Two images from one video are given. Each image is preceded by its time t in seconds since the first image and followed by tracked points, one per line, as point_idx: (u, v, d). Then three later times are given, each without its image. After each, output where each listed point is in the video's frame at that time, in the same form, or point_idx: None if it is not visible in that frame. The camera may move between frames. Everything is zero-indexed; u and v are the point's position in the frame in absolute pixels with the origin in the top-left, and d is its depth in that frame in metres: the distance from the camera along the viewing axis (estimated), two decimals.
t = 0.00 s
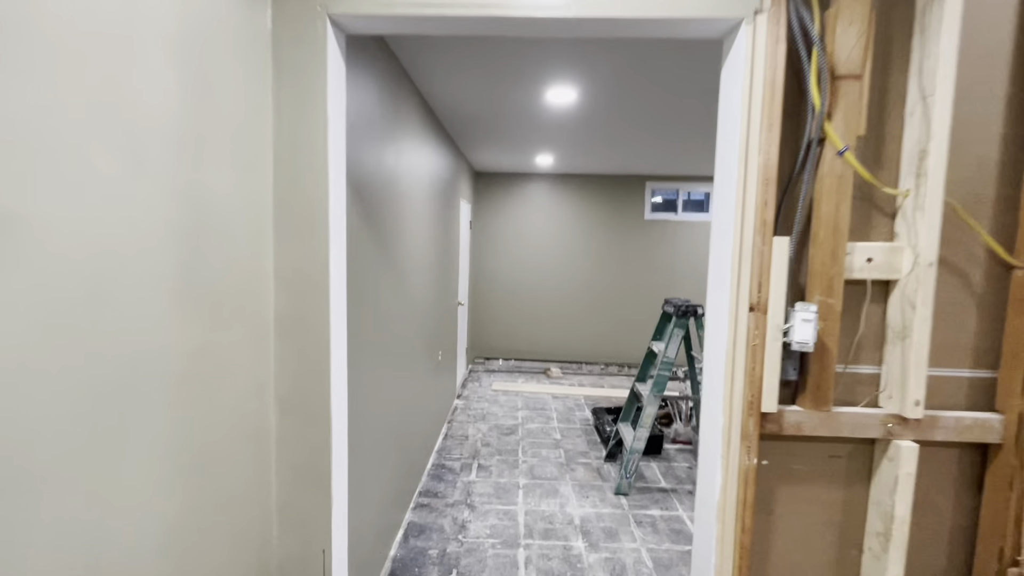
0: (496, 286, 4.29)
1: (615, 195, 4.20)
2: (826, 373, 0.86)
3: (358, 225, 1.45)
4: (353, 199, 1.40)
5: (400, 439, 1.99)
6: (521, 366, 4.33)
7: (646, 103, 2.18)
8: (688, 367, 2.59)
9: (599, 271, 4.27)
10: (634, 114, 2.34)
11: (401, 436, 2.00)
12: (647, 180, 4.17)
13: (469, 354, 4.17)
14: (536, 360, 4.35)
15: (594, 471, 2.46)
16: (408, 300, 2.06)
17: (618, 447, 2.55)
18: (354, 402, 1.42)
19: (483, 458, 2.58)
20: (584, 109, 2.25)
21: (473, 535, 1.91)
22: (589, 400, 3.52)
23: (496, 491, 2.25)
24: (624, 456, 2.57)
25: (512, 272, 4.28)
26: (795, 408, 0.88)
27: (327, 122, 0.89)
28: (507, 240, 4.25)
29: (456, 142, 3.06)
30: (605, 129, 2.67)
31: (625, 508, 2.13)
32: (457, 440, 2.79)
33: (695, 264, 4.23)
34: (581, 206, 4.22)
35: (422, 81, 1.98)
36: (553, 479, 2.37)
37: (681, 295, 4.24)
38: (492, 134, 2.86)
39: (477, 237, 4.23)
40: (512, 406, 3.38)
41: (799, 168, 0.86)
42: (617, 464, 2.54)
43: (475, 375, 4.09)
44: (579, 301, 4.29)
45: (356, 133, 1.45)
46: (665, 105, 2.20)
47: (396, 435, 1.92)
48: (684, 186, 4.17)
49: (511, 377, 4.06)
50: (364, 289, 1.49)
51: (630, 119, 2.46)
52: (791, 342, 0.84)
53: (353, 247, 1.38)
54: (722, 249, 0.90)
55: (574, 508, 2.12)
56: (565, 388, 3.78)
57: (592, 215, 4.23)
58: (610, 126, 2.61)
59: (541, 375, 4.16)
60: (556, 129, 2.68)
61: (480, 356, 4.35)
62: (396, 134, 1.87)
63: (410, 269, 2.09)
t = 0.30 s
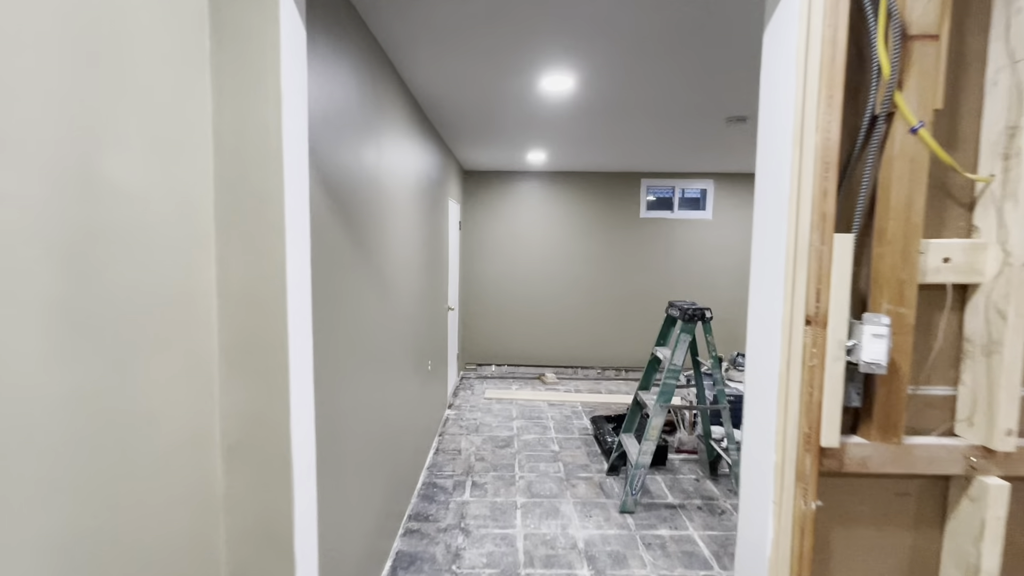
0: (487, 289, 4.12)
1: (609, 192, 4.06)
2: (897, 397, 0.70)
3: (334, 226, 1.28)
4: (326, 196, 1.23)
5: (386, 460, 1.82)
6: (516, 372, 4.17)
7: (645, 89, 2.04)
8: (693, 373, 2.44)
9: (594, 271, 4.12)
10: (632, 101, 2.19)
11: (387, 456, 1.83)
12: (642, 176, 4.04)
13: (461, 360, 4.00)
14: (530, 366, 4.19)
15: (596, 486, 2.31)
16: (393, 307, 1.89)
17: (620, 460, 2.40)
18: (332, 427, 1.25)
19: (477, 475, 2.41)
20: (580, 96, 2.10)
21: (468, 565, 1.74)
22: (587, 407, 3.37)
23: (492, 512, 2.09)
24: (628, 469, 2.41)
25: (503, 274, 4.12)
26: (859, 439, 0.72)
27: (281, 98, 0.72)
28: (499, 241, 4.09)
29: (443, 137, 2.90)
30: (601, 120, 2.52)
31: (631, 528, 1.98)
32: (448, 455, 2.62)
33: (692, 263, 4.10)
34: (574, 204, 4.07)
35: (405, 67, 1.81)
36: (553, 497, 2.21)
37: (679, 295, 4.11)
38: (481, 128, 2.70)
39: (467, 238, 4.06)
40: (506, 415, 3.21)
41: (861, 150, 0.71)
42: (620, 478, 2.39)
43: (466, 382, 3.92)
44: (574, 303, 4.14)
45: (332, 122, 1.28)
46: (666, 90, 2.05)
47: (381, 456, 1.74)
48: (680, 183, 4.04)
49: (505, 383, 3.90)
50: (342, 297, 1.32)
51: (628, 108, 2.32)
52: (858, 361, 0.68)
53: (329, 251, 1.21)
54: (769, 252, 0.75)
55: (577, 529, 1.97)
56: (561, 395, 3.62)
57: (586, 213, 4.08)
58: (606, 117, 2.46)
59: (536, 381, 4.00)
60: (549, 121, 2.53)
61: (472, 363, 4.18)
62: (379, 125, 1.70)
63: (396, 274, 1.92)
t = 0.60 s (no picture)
0: (482, 300, 3.95)
1: (610, 202, 3.91)
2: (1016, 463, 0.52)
3: (302, 231, 1.11)
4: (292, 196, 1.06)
5: (364, 491, 1.64)
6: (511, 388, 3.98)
7: (653, 83, 1.89)
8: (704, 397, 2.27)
9: (593, 284, 3.96)
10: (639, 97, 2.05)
11: (365, 487, 1.65)
12: (644, 186, 3.89)
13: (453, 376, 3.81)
14: (526, 382, 4.00)
15: (596, 519, 2.12)
16: (376, 322, 1.72)
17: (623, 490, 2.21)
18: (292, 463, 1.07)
19: (466, 504, 2.21)
20: (584, 91, 1.95)
21: None
22: (586, 429, 3.18)
23: (481, 550, 1.89)
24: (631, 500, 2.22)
25: (499, 286, 3.95)
26: (959, 520, 0.54)
27: (205, 44, 0.50)
28: (495, 251, 3.92)
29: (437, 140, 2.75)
30: (605, 120, 2.37)
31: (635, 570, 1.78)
32: (437, 481, 2.43)
33: (696, 277, 3.93)
34: (574, 214, 3.92)
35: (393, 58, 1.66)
36: (549, 532, 2.01)
37: (681, 310, 3.94)
38: (478, 130, 2.55)
39: (462, 248, 3.89)
40: (500, 436, 3.02)
41: (958, 137, 0.52)
42: (622, 510, 2.20)
43: (459, 399, 3.73)
44: (572, 318, 3.97)
45: (304, 113, 1.11)
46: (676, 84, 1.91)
47: (357, 487, 1.56)
48: (684, 193, 3.89)
49: (499, 400, 3.71)
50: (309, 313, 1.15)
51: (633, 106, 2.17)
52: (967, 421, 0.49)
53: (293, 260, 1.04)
54: (840, 270, 0.57)
55: (575, 571, 1.77)
56: (558, 414, 3.43)
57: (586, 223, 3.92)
58: (610, 116, 2.31)
59: (531, 398, 3.81)
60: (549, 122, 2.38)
61: (465, 378, 4.00)
62: (363, 122, 1.53)
63: (379, 286, 1.75)
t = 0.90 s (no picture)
0: (474, 307, 3.80)
1: (608, 206, 3.78)
2: None
3: (264, 234, 0.95)
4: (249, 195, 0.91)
5: (340, 518, 1.48)
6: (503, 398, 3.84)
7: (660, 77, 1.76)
8: (710, 414, 2.15)
9: (589, 290, 3.82)
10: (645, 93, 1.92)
11: (342, 513, 1.49)
12: (643, 189, 3.76)
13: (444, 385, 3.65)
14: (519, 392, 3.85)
15: (594, 545, 1.97)
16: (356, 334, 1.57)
17: (622, 513, 2.07)
18: (247, 502, 0.92)
19: (455, 527, 2.06)
20: (587, 85, 1.81)
21: None
22: (581, 442, 3.04)
23: None
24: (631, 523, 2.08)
25: (491, 292, 3.80)
26: None
27: None
28: (487, 256, 3.78)
29: (429, 137, 2.61)
30: (607, 117, 2.24)
31: None
32: (423, 501, 2.27)
33: (696, 285, 3.80)
34: (569, 218, 3.78)
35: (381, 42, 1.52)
36: (544, 560, 1.86)
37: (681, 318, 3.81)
38: (473, 126, 2.41)
39: (453, 252, 3.74)
40: (492, 450, 2.86)
41: None
42: (621, 534, 2.05)
43: (449, 408, 3.57)
44: (567, 325, 3.83)
45: (268, 96, 0.96)
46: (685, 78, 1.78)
47: (332, 516, 1.40)
48: (684, 198, 3.77)
49: (491, 411, 3.56)
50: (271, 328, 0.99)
51: (638, 102, 2.04)
52: None
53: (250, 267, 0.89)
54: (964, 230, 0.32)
55: None
56: (553, 425, 3.29)
57: (583, 227, 3.79)
58: (613, 113, 2.18)
59: (524, 409, 3.66)
60: (548, 118, 2.24)
61: (456, 387, 3.84)
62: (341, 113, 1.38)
63: (359, 295, 1.59)
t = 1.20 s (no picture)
0: (447, 309, 3.65)
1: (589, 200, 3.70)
2: None
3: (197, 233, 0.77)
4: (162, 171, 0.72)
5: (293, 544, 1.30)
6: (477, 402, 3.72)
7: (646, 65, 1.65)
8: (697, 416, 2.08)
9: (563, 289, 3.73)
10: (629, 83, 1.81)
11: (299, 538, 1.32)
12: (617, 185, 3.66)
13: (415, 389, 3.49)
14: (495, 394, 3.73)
15: (579, 558, 1.86)
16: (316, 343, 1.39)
17: (608, 523, 1.96)
18: (174, 552, 0.74)
19: (429, 546, 1.91)
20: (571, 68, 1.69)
21: None
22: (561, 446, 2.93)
23: None
24: (617, 533, 1.98)
25: (463, 291, 3.66)
26: None
27: None
28: (459, 255, 3.63)
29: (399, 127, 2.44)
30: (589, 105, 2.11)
31: None
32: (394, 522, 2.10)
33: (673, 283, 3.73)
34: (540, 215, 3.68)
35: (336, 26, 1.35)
36: None
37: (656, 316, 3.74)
38: (446, 113, 2.24)
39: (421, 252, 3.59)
40: (467, 458, 2.72)
41: None
42: (606, 545, 1.95)
43: (421, 414, 3.41)
44: (541, 324, 3.71)
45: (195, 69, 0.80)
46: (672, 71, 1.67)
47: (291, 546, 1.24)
48: (659, 194, 3.63)
49: (465, 415, 3.42)
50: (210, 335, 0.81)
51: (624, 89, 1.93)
52: None
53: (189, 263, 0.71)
54: None
55: None
56: (530, 429, 3.17)
57: (556, 224, 3.70)
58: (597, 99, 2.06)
59: (500, 412, 3.52)
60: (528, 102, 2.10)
61: (429, 391, 3.68)
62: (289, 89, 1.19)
63: (319, 296, 1.41)
